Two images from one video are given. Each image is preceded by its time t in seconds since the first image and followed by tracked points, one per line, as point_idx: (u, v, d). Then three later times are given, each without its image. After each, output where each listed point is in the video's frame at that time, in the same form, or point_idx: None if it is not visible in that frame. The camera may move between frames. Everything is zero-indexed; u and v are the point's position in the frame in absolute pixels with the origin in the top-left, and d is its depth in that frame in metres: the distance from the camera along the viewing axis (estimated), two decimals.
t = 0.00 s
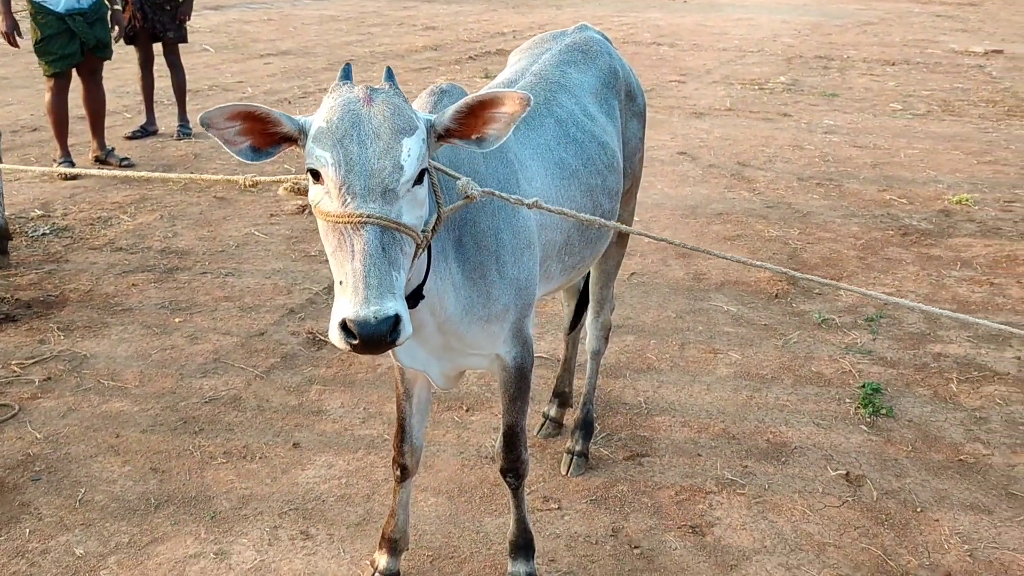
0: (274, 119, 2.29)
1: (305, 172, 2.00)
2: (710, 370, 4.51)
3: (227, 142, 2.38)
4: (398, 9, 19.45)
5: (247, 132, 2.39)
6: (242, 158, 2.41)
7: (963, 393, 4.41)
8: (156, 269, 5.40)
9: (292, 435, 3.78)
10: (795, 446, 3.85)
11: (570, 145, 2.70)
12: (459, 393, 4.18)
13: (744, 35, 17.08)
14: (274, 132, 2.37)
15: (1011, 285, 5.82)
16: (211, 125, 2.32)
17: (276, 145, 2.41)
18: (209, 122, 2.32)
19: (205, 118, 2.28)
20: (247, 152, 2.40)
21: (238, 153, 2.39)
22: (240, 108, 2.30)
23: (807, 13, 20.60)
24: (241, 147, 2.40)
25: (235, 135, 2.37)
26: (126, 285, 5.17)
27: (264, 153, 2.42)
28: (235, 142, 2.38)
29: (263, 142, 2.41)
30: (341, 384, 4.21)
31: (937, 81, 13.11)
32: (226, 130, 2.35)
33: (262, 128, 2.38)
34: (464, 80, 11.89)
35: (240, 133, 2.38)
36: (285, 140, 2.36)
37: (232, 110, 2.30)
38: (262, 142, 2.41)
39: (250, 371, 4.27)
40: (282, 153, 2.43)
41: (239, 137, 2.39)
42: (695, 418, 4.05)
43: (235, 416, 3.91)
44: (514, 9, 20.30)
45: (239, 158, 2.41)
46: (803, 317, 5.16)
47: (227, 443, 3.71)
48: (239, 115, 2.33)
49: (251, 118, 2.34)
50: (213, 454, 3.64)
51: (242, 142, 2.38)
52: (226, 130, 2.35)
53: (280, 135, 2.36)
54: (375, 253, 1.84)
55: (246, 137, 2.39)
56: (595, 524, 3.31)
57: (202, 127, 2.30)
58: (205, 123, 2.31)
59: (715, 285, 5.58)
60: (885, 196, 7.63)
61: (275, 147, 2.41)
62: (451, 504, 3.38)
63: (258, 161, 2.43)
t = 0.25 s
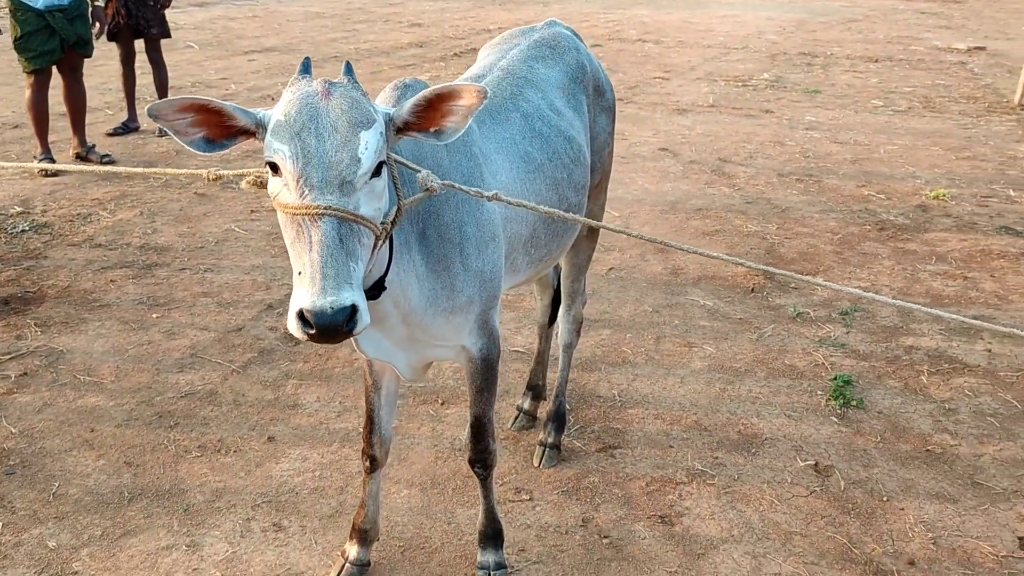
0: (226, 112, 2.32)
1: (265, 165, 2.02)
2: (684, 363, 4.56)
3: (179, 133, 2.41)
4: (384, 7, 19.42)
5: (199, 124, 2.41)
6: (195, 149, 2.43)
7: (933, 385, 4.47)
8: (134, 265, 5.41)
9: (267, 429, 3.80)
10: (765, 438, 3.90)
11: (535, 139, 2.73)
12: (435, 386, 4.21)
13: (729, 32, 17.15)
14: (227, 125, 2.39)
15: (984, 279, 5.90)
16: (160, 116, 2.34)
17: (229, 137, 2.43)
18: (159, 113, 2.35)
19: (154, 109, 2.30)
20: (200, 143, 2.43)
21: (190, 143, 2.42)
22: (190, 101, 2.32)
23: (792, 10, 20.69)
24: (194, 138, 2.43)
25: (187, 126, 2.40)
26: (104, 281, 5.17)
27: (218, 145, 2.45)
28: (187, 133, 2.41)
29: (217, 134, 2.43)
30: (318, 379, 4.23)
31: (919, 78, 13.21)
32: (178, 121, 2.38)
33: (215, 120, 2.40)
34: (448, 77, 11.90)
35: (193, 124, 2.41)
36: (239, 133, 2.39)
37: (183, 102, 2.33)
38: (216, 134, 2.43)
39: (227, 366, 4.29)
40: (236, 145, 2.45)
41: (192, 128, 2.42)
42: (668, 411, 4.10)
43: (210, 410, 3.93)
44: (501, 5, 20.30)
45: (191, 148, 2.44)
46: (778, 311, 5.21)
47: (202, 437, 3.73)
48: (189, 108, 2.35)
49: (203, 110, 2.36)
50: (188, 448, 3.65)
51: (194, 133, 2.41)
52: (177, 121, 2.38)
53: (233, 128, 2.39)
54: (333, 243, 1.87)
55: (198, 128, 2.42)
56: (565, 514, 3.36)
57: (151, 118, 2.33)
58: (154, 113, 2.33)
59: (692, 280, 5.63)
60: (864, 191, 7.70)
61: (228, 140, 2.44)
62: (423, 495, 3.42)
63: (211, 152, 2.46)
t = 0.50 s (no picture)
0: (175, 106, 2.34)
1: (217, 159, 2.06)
2: (654, 360, 4.61)
3: (127, 126, 2.43)
4: (371, 6, 19.43)
5: (149, 117, 2.43)
6: (143, 142, 2.46)
7: (899, 381, 4.54)
8: (111, 262, 5.42)
9: (237, 425, 3.83)
10: (731, 433, 3.96)
11: (495, 137, 2.77)
12: (407, 382, 4.25)
13: (714, 34, 17.24)
14: (177, 118, 2.42)
15: (955, 278, 5.98)
16: (107, 108, 2.36)
17: (179, 130, 2.46)
18: (107, 105, 2.37)
19: (101, 101, 2.32)
20: (148, 135, 2.45)
21: (138, 135, 2.44)
22: (139, 95, 2.34)
23: (778, 12, 20.80)
24: (142, 131, 2.45)
25: (135, 119, 2.42)
26: (80, 279, 5.18)
27: (167, 138, 2.47)
28: (136, 125, 2.43)
29: (166, 127, 2.45)
30: (290, 375, 4.26)
31: (901, 80, 13.31)
32: (126, 113, 2.40)
33: (165, 113, 2.42)
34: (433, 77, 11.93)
35: (141, 117, 2.43)
36: (190, 127, 2.42)
37: (131, 96, 2.35)
38: (165, 127, 2.46)
39: (200, 363, 4.31)
40: (186, 139, 2.48)
41: (141, 121, 2.44)
42: (636, 407, 4.15)
43: (182, 406, 3.95)
44: (488, 6, 20.33)
45: (139, 140, 2.46)
46: (750, 309, 5.26)
47: (173, 433, 3.75)
48: (138, 101, 2.38)
49: (152, 104, 2.38)
50: (158, 443, 3.68)
51: (143, 125, 2.43)
52: (125, 113, 2.40)
53: (183, 121, 2.42)
54: (281, 237, 1.91)
55: (147, 121, 2.44)
56: (530, 508, 3.41)
57: (98, 110, 2.35)
58: (101, 105, 2.35)
59: (666, 278, 5.68)
60: (841, 191, 7.78)
61: (178, 133, 2.47)
62: (391, 490, 3.45)
63: (159, 145, 2.48)
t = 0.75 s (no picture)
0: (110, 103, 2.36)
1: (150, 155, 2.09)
2: (612, 357, 4.67)
3: (60, 122, 2.44)
4: (348, 7, 19.39)
5: (83, 114, 2.44)
6: (77, 139, 2.47)
7: (852, 378, 4.62)
8: (73, 261, 5.40)
9: (194, 422, 3.84)
10: (684, 429, 4.02)
11: (441, 136, 2.82)
12: (366, 380, 4.28)
13: (688, 36, 17.36)
14: (112, 115, 2.43)
15: (912, 278, 6.08)
16: (40, 104, 2.37)
17: (113, 127, 2.48)
18: (39, 102, 2.37)
19: (35, 98, 2.33)
20: (82, 132, 2.47)
21: (72, 132, 2.45)
22: (72, 92, 2.35)
23: (752, 15, 20.97)
24: (76, 128, 2.46)
25: (69, 116, 2.43)
26: (40, 277, 5.16)
27: (101, 135, 2.49)
28: (69, 122, 2.44)
29: (101, 124, 2.47)
30: (249, 373, 4.27)
31: (870, 83, 13.47)
32: (59, 110, 2.41)
33: (99, 111, 2.44)
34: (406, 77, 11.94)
35: (75, 114, 2.44)
36: (124, 124, 2.43)
37: (65, 93, 2.36)
38: (100, 124, 2.47)
39: (159, 361, 4.32)
40: (121, 136, 2.50)
41: (74, 118, 2.45)
42: (592, 403, 4.22)
43: (138, 404, 3.95)
44: (465, 7, 20.34)
45: (73, 137, 2.47)
46: (710, 307, 5.33)
47: (128, 431, 3.75)
48: (72, 98, 2.39)
49: (86, 101, 2.40)
50: (112, 441, 3.68)
51: (77, 122, 2.44)
52: (59, 110, 2.41)
53: (117, 118, 2.43)
54: (211, 232, 1.94)
55: (81, 118, 2.45)
56: (483, 502, 3.46)
57: (31, 107, 2.36)
58: (34, 102, 2.36)
59: (629, 277, 5.74)
60: (805, 192, 7.87)
61: (113, 130, 2.48)
62: (345, 485, 3.49)
63: (94, 142, 2.50)
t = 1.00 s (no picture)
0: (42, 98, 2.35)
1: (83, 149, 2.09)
2: (568, 355, 4.73)
3: None
4: (316, 6, 19.29)
5: (15, 109, 2.43)
6: (10, 133, 2.45)
7: (803, 374, 4.65)
8: (27, 260, 5.34)
9: (145, 420, 3.82)
10: (636, 424, 4.08)
11: (386, 133, 2.88)
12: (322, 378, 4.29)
13: (655, 38, 17.47)
14: (45, 110, 2.42)
15: (865, 276, 6.15)
16: None
17: (46, 122, 2.46)
18: None
19: None
20: (14, 127, 2.45)
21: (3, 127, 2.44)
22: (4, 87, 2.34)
23: (719, 18, 21.13)
24: (8, 123, 2.45)
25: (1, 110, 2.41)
26: None
27: (34, 130, 2.47)
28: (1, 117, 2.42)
29: (33, 119, 2.45)
30: (203, 371, 4.25)
31: (833, 84, 13.62)
32: None
33: (31, 106, 2.42)
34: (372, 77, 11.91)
35: (8, 109, 2.43)
36: (58, 118, 2.42)
37: None
38: (32, 119, 2.46)
39: (111, 359, 4.28)
40: (55, 131, 2.48)
41: (7, 113, 2.43)
42: (546, 399, 4.27)
43: (89, 402, 3.92)
44: (434, 7, 20.31)
45: (5, 132, 2.45)
46: (666, 305, 5.39)
47: (78, 429, 3.73)
48: (4, 93, 2.37)
49: (18, 96, 2.39)
50: (61, 439, 3.65)
51: (9, 117, 2.43)
52: None
53: (50, 113, 2.42)
54: (143, 226, 1.96)
55: (14, 113, 2.44)
56: (434, 497, 3.49)
57: None
58: None
59: (587, 276, 5.80)
60: (764, 192, 7.85)
61: (46, 125, 2.47)
62: (297, 481, 3.49)
63: (26, 137, 2.48)
